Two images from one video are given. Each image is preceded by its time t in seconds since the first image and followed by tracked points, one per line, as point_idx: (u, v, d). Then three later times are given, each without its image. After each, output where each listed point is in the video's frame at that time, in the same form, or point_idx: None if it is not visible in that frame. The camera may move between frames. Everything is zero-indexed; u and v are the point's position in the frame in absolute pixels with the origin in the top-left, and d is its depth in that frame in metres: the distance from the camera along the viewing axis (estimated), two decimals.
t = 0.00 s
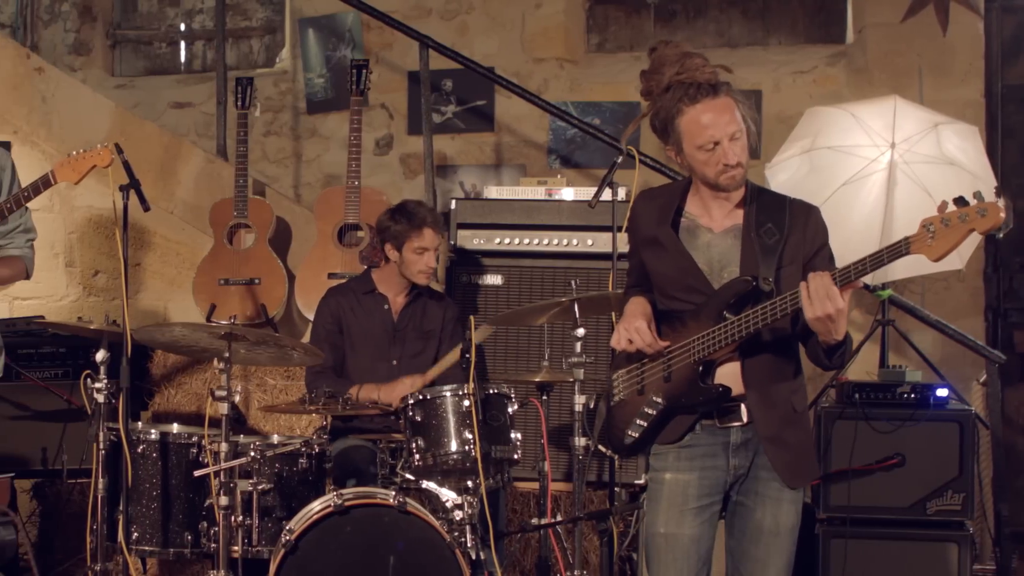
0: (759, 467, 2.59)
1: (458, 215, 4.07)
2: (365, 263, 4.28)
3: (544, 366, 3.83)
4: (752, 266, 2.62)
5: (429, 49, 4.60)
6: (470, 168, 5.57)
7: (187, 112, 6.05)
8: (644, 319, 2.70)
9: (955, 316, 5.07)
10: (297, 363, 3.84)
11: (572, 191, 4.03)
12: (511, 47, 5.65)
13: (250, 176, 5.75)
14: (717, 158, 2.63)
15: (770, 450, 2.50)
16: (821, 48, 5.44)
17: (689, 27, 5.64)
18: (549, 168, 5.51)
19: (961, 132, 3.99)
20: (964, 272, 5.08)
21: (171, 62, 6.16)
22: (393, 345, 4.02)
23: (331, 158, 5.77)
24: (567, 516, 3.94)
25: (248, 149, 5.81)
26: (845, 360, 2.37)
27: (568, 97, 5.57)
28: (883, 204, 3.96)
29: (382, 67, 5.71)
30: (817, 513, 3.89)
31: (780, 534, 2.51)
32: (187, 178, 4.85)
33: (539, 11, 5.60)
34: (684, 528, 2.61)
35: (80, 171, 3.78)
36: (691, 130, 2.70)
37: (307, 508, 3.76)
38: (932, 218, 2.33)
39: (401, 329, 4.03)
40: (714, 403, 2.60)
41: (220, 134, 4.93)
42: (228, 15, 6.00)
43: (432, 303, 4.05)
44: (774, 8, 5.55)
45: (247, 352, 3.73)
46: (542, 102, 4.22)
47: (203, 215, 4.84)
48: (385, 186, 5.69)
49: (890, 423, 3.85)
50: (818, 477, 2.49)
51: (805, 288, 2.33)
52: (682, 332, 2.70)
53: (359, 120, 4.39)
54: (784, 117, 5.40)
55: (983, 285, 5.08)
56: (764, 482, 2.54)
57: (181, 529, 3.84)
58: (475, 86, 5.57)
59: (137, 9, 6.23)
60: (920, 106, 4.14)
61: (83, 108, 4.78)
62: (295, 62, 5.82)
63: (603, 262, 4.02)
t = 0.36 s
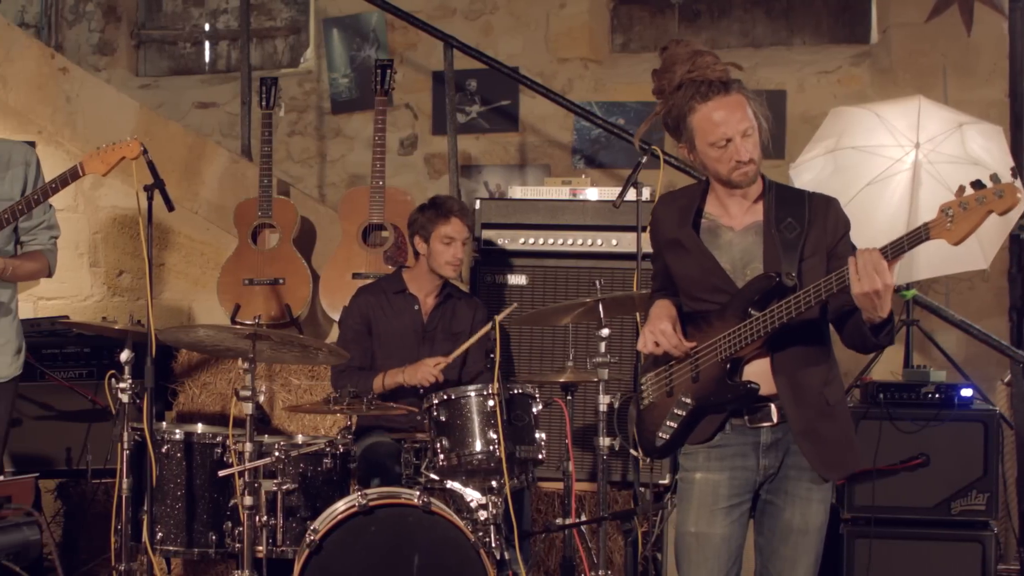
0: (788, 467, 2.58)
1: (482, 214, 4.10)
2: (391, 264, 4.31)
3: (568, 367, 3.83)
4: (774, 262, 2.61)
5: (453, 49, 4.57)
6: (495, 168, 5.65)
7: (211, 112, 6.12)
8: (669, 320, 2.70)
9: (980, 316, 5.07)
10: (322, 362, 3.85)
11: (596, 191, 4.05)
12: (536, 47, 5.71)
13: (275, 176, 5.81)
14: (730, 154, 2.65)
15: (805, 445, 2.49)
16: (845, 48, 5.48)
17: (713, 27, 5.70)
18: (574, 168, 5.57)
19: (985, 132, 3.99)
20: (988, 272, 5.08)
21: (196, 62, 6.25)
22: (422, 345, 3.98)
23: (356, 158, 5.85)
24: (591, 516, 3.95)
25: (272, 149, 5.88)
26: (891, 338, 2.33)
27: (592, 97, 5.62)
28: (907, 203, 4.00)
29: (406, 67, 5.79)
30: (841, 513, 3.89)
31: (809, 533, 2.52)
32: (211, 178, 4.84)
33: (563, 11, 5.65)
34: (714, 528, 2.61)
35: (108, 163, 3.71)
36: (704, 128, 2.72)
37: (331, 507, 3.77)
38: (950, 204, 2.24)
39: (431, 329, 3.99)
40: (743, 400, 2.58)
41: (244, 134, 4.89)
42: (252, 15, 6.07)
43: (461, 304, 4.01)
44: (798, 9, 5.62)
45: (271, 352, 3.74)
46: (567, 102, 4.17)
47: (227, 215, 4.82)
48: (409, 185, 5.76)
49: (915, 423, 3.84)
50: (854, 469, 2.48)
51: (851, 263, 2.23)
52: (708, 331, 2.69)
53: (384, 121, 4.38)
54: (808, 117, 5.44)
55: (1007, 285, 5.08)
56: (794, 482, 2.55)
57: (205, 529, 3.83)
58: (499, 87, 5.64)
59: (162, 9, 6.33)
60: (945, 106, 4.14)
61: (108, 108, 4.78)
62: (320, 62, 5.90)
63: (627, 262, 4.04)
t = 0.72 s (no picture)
0: (816, 467, 2.59)
1: (507, 215, 4.10)
2: (416, 264, 4.32)
3: (593, 367, 3.84)
4: (799, 264, 2.63)
5: (479, 49, 4.61)
6: (520, 168, 5.67)
7: (236, 111, 6.19)
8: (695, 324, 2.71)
9: (1005, 316, 5.07)
10: (346, 363, 3.85)
11: (620, 191, 4.05)
12: (561, 46, 5.76)
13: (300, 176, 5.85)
14: (754, 163, 2.67)
15: (829, 444, 2.50)
16: (869, 48, 5.48)
17: (738, 28, 5.70)
18: (599, 167, 5.60)
19: (1010, 131, 4.00)
20: (1013, 272, 5.08)
21: (220, 62, 6.26)
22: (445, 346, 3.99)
23: (380, 158, 5.88)
24: (616, 516, 3.94)
25: (298, 149, 5.91)
26: (902, 342, 2.35)
27: (617, 97, 5.67)
28: (932, 203, 4.02)
29: (431, 67, 5.83)
30: (866, 513, 3.89)
31: (837, 534, 2.53)
32: (236, 179, 4.84)
33: (588, 11, 5.70)
34: (742, 528, 2.61)
35: (128, 165, 3.71)
36: (726, 136, 2.74)
37: (356, 508, 3.77)
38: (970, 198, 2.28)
39: (455, 330, 4.02)
40: (768, 401, 2.59)
41: (268, 134, 4.90)
42: (276, 15, 6.09)
43: (486, 307, 4.04)
44: (823, 9, 5.60)
45: (297, 352, 3.75)
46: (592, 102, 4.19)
47: (251, 215, 4.81)
48: (434, 185, 5.79)
49: (939, 423, 3.85)
50: (877, 470, 2.49)
51: (857, 270, 2.29)
52: (734, 334, 2.68)
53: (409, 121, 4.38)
54: (833, 117, 5.46)
55: None
56: (823, 482, 2.55)
57: (230, 529, 3.83)
58: (524, 87, 5.67)
59: (187, 9, 6.35)
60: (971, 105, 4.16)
61: (133, 109, 4.79)
62: (345, 62, 5.93)
63: (651, 262, 4.04)
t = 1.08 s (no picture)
0: (846, 467, 2.58)
1: (531, 214, 4.10)
2: (439, 264, 4.29)
3: (618, 366, 3.84)
4: (823, 264, 2.63)
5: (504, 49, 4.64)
6: (543, 168, 5.67)
7: (260, 111, 6.21)
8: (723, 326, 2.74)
9: None
10: (370, 362, 3.84)
11: (645, 191, 4.06)
12: (586, 47, 5.79)
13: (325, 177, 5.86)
14: (772, 161, 2.68)
15: (861, 445, 2.49)
16: (895, 48, 5.55)
17: (762, 27, 5.74)
18: (622, 167, 5.61)
19: None
20: None
21: (245, 62, 6.28)
22: (471, 345, 3.99)
23: (405, 158, 5.91)
24: (641, 516, 3.94)
25: (322, 149, 5.93)
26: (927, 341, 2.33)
27: (642, 97, 5.72)
28: (957, 203, 4.03)
29: (455, 67, 5.87)
30: (890, 513, 3.89)
31: (867, 533, 2.51)
32: (260, 179, 4.85)
33: (612, 11, 5.73)
34: (771, 528, 2.63)
35: (155, 161, 3.70)
36: (744, 136, 2.75)
37: (380, 508, 3.78)
38: (990, 201, 2.27)
39: (480, 328, 3.99)
40: (796, 404, 2.59)
41: (293, 135, 4.93)
42: (302, 15, 6.11)
43: (512, 303, 4.03)
44: (847, 9, 5.65)
45: (322, 352, 3.75)
46: (618, 103, 4.21)
47: (277, 215, 4.82)
48: (457, 185, 5.81)
49: (964, 423, 3.85)
50: (911, 468, 2.47)
51: (879, 274, 2.29)
52: (762, 336, 2.69)
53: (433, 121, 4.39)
54: (857, 117, 5.52)
55: None
56: (852, 481, 2.54)
57: (254, 529, 3.84)
58: (548, 87, 5.68)
59: (211, 9, 6.37)
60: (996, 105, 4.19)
61: (158, 109, 4.79)
62: (369, 62, 5.97)
63: (676, 262, 4.06)
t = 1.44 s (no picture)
0: (866, 468, 2.58)
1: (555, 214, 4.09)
2: (463, 264, 4.30)
3: (642, 367, 3.84)
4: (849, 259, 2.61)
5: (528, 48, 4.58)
6: (569, 168, 5.74)
7: (285, 112, 6.28)
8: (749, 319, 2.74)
9: None
10: (394, 362, 3.85)
11: (669, 191, 4.07)
12: (609, 47, 5.86)
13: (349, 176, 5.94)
14: (802, 159, 2.66)
15: (881, 442, 2.49)
16: (919, 48, 5.61)
17: (786, 28, 5.81)
18: (647, 167, 5.67)
19: None
20: None
21: (270, 62, 6.33)
22: (493, 346, 3.99)
23: (429, 158, 5.99)
24: (665, 516, 3.94)
25: (346, 149, 6.01)
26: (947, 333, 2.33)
27: (666, 96, 5.78)
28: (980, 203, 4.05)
29: (479, 67, 5.92)
30: (914, 513, 3.88)
31: (887, 534, 2.51)
32: (285, 179, 4.84)
33: (637, 11, 5.80)
34: (792, 528, 2.61)
35: (189, 164, 3.71)
36: (776, 132, 2.73)
37: (404, 508, 3.78)
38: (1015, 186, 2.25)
39: (502, 329, 4.00)
40: (815, 399, 2.58)
41: (317, 134, 4.87)
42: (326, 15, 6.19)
43: (535, 304, 4.03)
44: (871, 9, 5.71)
45: (346, 352, 3.75)
46: (643, 103, 4.23)
47: (301, 215, 4.80)
48: (482, 184, 5.88)
49: (988, 423, 3.85)
50: (931, 468, 2.46)
51: (898, 265, 2.30)
52: (785, 331, 2.69)
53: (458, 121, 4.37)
54: (882, 117, 5.60)
55: None
56: (873, 483, 2.54)
57: (279, 529, 3.83)
58: (573, 87, 5.75)
59: (235, 9, 6.43)
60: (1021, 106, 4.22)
61: (181, 108, 4.78)
62: (394, 62, 6.04)
63: (700, 262, 4.07)
